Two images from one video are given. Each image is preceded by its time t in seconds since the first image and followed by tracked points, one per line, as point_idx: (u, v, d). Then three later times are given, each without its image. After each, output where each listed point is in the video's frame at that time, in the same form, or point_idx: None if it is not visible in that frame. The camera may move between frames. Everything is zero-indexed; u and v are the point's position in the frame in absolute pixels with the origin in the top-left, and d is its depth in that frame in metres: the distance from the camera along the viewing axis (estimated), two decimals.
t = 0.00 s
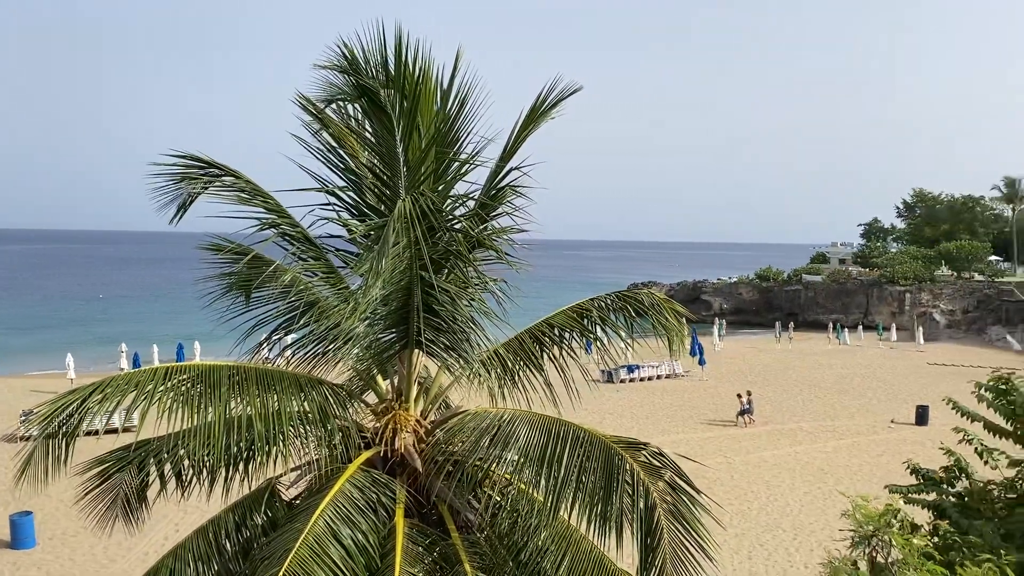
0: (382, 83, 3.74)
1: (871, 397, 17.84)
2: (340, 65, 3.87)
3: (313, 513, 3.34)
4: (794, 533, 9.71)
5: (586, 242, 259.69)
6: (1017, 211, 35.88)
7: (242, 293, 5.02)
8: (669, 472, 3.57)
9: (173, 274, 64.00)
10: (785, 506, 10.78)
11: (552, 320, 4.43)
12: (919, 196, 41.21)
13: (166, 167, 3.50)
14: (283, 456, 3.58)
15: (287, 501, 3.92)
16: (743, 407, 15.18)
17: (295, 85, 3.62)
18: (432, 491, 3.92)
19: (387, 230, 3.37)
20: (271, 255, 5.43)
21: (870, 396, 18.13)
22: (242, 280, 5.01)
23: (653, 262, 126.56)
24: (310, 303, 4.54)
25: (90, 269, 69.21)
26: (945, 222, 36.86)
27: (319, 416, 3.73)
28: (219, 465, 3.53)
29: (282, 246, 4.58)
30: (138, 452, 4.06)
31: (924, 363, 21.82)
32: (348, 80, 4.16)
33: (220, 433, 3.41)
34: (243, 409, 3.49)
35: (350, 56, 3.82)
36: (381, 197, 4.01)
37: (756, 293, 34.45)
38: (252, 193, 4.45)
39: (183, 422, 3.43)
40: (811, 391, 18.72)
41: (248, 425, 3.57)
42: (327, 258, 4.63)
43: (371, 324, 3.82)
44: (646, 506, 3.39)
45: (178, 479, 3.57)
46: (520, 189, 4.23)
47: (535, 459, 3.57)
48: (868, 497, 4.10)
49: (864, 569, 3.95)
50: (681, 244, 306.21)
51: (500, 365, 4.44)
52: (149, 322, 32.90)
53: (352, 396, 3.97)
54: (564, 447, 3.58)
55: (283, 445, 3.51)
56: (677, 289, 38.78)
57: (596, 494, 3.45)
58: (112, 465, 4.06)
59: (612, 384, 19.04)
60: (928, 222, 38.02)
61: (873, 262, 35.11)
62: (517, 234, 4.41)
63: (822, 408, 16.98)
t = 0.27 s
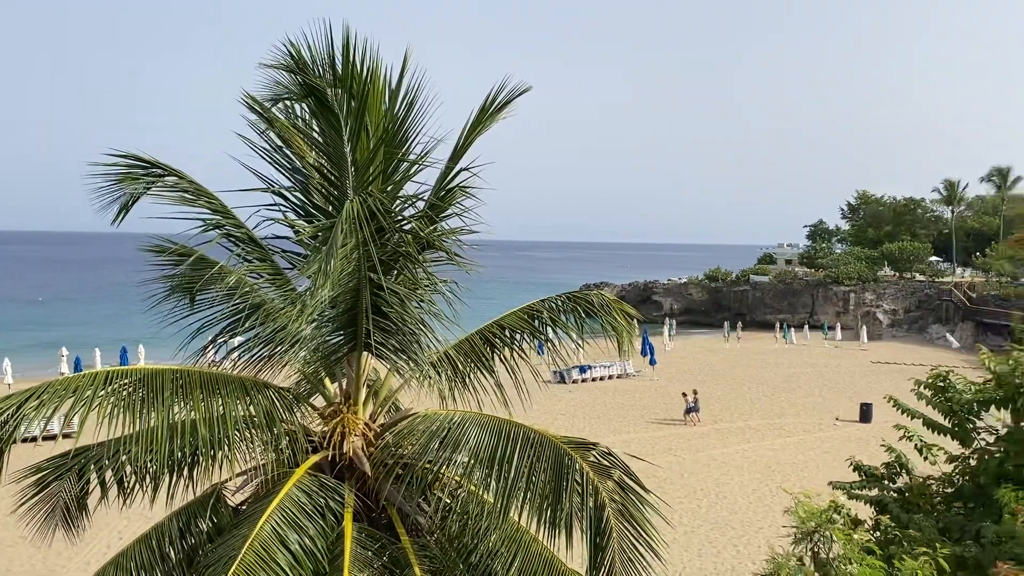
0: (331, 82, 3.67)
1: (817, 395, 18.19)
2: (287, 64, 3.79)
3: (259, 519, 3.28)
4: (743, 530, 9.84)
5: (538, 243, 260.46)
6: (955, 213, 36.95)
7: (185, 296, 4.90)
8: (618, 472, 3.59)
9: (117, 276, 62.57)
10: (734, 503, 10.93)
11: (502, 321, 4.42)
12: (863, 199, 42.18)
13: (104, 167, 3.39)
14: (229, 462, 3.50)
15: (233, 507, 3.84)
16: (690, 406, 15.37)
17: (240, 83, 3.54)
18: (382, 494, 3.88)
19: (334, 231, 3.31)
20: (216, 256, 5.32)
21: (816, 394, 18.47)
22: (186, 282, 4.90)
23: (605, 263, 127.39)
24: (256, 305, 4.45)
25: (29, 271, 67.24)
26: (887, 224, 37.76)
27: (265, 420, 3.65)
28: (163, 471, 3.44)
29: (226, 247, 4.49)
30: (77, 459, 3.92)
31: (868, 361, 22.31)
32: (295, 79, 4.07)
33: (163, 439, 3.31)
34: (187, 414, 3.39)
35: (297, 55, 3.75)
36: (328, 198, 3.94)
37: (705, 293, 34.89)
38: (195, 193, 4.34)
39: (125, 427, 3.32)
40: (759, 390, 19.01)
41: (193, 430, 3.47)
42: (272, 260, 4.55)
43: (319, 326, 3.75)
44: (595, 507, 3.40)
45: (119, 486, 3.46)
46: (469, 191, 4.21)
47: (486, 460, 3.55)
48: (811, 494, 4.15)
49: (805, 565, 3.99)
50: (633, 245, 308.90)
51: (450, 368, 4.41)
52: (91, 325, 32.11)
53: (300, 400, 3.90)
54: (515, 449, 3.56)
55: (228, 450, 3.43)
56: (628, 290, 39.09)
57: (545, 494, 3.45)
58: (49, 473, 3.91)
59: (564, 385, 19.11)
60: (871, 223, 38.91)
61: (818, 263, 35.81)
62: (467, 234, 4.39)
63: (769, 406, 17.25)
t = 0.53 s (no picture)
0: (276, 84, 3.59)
1: (764, 395, 18.50)
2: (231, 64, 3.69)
3: (203, 527, 3.20)
4: (692, 528, 9.95)
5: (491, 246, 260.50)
6: (896, 216, 37.93)
7: (127, 300, 4.76)
8: (567, 473, 3.60)
9: (58, 279, 60.92)
10: (683, 502, 11.05)
11: (452, 323, 4.38)
12: (807, 202, 43.06)
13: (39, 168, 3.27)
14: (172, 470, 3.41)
15: (177, 515, 3.74)
16: (639, 406, 15.52)
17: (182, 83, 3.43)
18: (330, 499, 3.81)
19: (279, 234, 3.24)
20: (159, 260, 5.19)
21: (763, 393, 18.78)
22: (128, 286, 4.76)
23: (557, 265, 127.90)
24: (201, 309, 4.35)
25: None
26: (831, 226, 38.60)
27: (210, 426, 3.56)
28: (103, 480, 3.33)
29: (169, 250, 4.37)
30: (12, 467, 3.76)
31: (813, 361, 22.76)
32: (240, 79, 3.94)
33: (103, 447, 3.21)
34: (128, 421, 3.29)
35: (241, 55, 3.65)
36: (274, 200, 3.84)
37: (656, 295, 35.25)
38: (137, 195, 4.22)
39: (62, 436, 3.20)
40: (708, 390, 19.26)
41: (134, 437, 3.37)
42: (217, 263, 4.46)
43: (265, 330, 3.66)
44: (544, 509, 3.40)
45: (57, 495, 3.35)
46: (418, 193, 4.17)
47: (435, 463, 3.53)
48: (754, 493, 4.21)
49: (747, 563, 4.04)
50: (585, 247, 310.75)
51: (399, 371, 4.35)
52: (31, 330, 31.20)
53: (245, 405, 3.81)
54: (465, 453, 3.55)
55: (171, 457, 3.34)
56: (579, 292, 39.29)
57: (494, 497, 3.44)
58: None
59: (516, 387, 19.13)
60: (815, 226, 39.72)
61: (765, 264, 36.44)
62: (416, 237, 4.35)
63: (718, 406, 17.49)
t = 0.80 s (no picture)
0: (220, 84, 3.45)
1: (713, 396, 18.75)
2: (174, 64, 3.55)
3: (144, 538, 3.09)
4: (643, 529, 10.03)
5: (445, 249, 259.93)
6: (841, 219, 38.82)
7: (66, 307, 4.59)
8: (517, 477, 3.58)
9: None
10: (635, 503, 11.13)
11: (403, 327, 4.31)
12: (755, 206, 43.82)
13: None
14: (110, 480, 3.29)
15: (118, 525, 3.61)
16: (587, 409, 15.64)
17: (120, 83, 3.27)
18: (276, 507, 3.69)
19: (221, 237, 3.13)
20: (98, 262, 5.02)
21: (712, 394, 19.03)
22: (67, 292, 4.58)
23: (511, 268, 128.08)
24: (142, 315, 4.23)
25: None
26: (779, 229, 39.34)
27: (151, 434, 3.44)
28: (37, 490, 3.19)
29: (109, 253, 4.23)
30: None
31: (761, 362, 23.14)
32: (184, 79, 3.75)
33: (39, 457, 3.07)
34: (64, 428, 3.16)
35: (183, 55, 3.51)
36: (218, 203, 3.70)
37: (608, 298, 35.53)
38: (76, 196, 4.08)
39: None
40: (660, 391, 19.46)
41: (72, 446, 3.25)
42: (161, 267, 4.34)
43: (208, 335, 3.53)
44: (493, 511, 3.36)
45: None
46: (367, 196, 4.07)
47: (385, 469, 3.46)
48: (698, 494, 4.25)
49: (693, 564, 4.06)
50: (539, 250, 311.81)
51: (346, 374, 4.28)
52: None
53: (188, 412, 3.69)
54: (414, 458, 3.49)
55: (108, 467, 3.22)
56: (533, 295, 39.43)
57: (444, 502, 3.40)
58: None
59: (470, 391, 19.11)
60: (763, 228, 40.43)
61: (715, 267, 36.97)
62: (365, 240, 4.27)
63: (669, 407, 17.66)
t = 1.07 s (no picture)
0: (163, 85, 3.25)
1: (665, 397, 18.92)
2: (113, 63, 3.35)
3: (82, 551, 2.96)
4: (596, 532, 10.04)
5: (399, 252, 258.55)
6: (789, 222, 39.54)
7: None
8: (467, 482, 3.53)
9: None
10: (588, 506, 11.16)
11: (352, 332, 4.19)
12: (706, 209, 44.42)
13: None
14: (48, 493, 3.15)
15: (57, 538, 3.48)
16: (538, 411, 15.67)
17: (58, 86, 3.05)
18: (222, 516, 3.54)
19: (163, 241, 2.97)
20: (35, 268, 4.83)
21: (664, 395, 19.21)
22: None
23: (465, 272, 127.83)
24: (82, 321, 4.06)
25: None
26: (729, 232, 39.92)
27: (92, 444, 3.32)
28: None
29: (48, 257, 4.05)
30: None
31: (712, 363, 23.43)
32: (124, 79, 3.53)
33: None
34: None
35: (123, 55, 3.31)
36: (161, 206, 3.50)
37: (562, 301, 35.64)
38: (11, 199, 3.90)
39: None
40: (613, 393, 19.58)
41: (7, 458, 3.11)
42: (101, 272, 4.19)
43: (150, 341, 3.33)
44: (443, 516, 3.34)
45: None
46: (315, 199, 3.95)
47: (332, 476, 3.35)
48: (645, 497, 4.26)
49: (639, 567, 4.06)
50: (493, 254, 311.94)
51: (294, 380, 4.16)
52: None
53: (130, 421, 3.54)
54: (362, 463, 3.38)
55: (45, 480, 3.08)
56: (486, 298, 39.37)
57: (393, 508, 3.33)
58: None
59: (423, 395, 18.98)
60: (714, 232, 40.99)
61: (667, 270, 37.36)
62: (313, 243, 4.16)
63: (622, 409, 17.77)
